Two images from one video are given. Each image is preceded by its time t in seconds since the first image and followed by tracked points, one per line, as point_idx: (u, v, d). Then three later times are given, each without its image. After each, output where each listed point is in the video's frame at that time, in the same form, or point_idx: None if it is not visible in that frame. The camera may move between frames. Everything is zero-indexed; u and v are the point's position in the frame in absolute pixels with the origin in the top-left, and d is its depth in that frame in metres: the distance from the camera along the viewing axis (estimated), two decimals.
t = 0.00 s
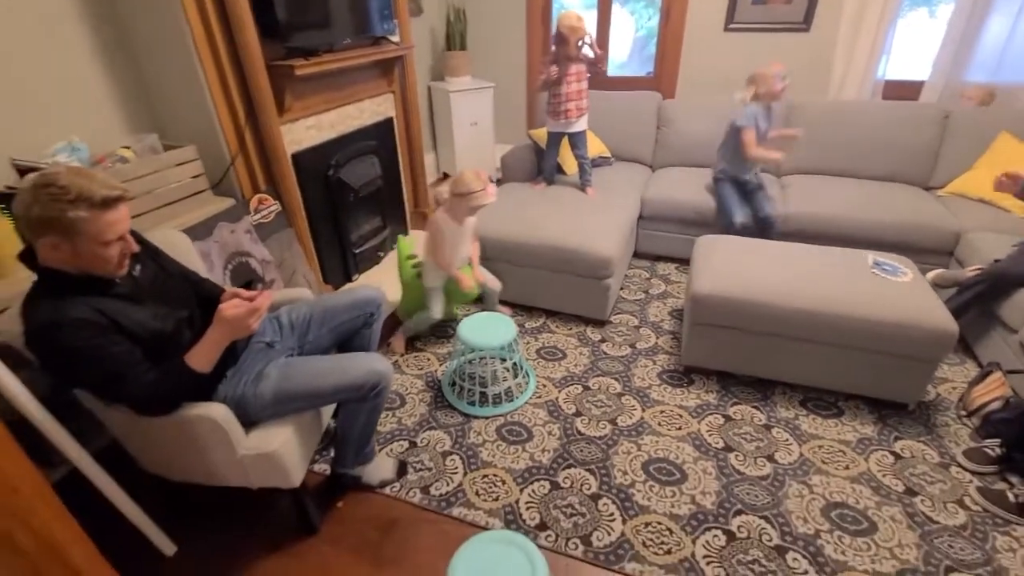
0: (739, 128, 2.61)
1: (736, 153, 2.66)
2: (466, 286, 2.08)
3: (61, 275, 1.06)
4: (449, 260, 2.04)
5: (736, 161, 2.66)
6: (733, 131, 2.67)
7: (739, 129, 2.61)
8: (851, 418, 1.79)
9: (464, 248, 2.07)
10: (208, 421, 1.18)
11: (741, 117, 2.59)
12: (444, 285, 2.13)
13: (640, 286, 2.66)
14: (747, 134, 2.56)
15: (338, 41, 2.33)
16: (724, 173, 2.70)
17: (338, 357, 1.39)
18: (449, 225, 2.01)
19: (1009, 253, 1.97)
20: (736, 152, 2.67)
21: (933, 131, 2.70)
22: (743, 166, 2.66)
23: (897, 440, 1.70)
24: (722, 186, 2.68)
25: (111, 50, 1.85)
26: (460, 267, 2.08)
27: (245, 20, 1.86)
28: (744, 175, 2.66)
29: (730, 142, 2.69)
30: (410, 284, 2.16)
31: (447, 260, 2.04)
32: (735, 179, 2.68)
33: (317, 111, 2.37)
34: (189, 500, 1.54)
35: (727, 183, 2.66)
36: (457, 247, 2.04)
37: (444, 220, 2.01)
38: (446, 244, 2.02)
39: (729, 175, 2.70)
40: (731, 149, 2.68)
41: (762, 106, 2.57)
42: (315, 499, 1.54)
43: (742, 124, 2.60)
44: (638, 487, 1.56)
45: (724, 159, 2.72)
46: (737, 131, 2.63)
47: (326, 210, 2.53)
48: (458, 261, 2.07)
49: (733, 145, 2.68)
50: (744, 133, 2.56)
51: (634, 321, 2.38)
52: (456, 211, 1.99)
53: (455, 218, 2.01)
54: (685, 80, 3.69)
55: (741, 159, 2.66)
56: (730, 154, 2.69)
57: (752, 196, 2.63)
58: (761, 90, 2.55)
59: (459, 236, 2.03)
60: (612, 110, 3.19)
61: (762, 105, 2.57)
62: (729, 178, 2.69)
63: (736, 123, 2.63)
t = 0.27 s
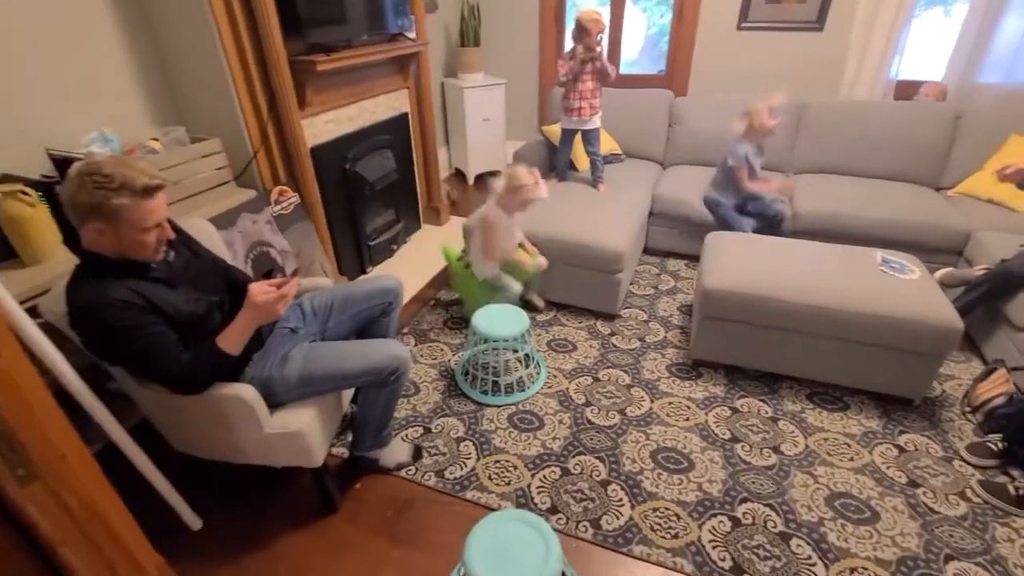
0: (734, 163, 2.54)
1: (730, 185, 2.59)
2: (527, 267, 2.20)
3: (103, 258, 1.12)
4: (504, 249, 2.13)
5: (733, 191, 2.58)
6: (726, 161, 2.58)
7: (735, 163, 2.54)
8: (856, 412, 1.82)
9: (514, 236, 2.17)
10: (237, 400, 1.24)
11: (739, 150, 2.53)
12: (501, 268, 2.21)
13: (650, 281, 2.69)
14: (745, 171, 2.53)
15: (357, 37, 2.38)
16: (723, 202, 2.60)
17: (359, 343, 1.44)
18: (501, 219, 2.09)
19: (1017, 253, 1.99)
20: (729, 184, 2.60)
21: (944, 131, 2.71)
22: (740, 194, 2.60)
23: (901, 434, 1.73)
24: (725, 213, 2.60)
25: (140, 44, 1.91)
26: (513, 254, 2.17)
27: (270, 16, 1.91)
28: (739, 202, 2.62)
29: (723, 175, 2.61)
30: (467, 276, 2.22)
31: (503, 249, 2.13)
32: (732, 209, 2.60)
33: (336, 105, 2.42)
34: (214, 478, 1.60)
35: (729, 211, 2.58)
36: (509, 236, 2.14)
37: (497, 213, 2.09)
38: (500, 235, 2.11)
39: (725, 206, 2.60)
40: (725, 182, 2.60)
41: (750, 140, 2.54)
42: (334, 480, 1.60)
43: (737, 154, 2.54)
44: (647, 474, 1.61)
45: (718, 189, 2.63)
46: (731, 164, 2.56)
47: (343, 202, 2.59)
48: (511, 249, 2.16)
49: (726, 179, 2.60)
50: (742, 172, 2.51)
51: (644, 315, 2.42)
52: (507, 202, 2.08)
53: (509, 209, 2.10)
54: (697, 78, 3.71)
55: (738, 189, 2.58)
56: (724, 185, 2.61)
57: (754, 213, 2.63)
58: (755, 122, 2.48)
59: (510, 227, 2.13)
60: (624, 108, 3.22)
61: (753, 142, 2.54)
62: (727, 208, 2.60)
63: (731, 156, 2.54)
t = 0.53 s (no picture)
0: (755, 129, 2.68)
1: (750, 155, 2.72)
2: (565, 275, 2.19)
3: (144, 253, 1.16)
4: (543, 249, 2.12)
5: (753, 162, 2.71)
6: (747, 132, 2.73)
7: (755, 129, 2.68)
8: (865, 411, 1.86)
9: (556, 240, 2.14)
10: (267, 391, 1.29)
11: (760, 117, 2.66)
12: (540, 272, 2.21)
13: (660, 282, 2.73)
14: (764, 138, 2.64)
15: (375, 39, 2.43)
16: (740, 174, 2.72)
17: (381, 338, 1.48)
18: (545, 218, 2.08)
19: None
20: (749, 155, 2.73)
21: (953, 135, 2.74)
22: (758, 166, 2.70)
23: (910, 432, 1.76)
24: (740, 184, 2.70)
25: (167, 46, 1.96)
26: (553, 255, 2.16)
27: (293, 20, 1.96)
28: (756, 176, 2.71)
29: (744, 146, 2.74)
30: (506, 281, 2.24)
31: (542, 249, 2.12)
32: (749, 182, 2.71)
33: (353, 106, 2.47)
34: (238, 469, 1.65)
35: (746, 183, 2.69)
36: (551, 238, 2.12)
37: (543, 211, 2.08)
38: (542, 233, 2.09)
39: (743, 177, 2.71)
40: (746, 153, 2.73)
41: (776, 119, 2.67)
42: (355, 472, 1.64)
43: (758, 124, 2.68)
44: (660, 469, 1.65)
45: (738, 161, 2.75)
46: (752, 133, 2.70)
47: (358, 202, 2.63)
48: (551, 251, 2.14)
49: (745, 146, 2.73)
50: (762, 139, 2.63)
51: (654, 315, 2.46)
52: (554, 203, 2.06)
53: (556, 208, 2.07)
54: (707, 81, 3.75)
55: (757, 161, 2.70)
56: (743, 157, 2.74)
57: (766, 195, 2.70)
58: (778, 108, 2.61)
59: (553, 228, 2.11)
60: (634, 110, 3.26)
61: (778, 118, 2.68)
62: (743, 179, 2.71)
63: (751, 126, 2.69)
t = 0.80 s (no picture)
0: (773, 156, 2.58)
1: (766, 178, 2.63)
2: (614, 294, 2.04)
3: (182, 250, 1.18)
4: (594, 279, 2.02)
5: (768, 186, 2.62)
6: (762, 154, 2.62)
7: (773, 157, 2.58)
8: (883, 409, 1.87)
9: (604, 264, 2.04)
10: (300, 386, 1.31)
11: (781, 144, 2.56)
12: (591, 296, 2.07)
13: (674, 281, 2.74)
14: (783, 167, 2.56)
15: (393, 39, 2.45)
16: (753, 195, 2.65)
17: (408, 333, 1.50)
18: (587, 248, 2.00)
19: None
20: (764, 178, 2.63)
21: (967, 136, 2.75)
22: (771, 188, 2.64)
23: (929, 430, 1.77)
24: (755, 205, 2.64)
25: (191, 46, 1.98)
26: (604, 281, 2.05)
27: (316, 20, 1.98)
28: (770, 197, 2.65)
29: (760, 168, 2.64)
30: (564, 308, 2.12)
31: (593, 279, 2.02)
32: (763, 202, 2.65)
33: (371, 106, 2.49)
34: (264, 464, 1.67)
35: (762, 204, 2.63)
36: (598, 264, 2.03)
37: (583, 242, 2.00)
38: (589, 264, 2.00)
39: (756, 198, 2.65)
40: (761, 175, 2.64)
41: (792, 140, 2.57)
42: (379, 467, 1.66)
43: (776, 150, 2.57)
44: (681, 466, 1.66)
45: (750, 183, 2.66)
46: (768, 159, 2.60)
47: (375, 200, 2.65)
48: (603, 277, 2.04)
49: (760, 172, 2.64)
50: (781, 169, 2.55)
51: (670, 314, 2.47)
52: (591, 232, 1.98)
53: (595, 237, 1.99)
54: (719, 81, 3.76)
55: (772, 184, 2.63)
56: (757, 177, 2.65)
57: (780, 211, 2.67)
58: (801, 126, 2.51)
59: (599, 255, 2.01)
60: (647, 110, 3.28)
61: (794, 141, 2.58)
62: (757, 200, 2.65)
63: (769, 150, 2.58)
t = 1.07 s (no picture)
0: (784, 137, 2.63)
1: (776, 160, 2.68)
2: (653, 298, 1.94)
3: (200, 249, 1.18)
4: (631, 269, 1.97)
5: (778, 167, 2.67)
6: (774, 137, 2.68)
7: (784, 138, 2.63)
8: (896, 411, 1.86)
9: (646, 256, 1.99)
10: (315, 385, 1.30)
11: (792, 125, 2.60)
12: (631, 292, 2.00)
13: (683, 281, 2.74)
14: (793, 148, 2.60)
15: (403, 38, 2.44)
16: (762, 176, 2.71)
17: (422, 333, 1.49)
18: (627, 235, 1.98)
19: None
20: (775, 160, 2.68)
21: (978, 136, 2.74)
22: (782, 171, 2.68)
23: (942, 432, 1.77)
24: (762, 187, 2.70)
25: (202, 44, 1.98)
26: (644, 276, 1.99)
27: (328, 18, 1.98)
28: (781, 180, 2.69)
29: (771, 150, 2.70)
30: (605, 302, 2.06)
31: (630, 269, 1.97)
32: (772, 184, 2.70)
33: (380, 105, 2.48)
34: (276, 463, 1.67)
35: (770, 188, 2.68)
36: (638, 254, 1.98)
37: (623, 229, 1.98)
38: (626, 252, 1.98)
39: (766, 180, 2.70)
40: (772, 157, 2.69)
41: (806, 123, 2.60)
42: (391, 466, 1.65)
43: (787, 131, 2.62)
44: (695, 466, 1.66)
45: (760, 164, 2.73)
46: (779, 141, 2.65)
47: (383, 199, 2.65)
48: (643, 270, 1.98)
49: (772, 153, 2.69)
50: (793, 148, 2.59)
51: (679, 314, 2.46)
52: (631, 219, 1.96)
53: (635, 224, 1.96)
54: (726, 81, 3.75)
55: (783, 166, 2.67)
56: (768, 159, 2.70)
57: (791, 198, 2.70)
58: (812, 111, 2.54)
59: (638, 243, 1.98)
60: (655, 110, 3.27)
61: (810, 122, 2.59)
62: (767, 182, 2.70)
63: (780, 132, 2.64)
